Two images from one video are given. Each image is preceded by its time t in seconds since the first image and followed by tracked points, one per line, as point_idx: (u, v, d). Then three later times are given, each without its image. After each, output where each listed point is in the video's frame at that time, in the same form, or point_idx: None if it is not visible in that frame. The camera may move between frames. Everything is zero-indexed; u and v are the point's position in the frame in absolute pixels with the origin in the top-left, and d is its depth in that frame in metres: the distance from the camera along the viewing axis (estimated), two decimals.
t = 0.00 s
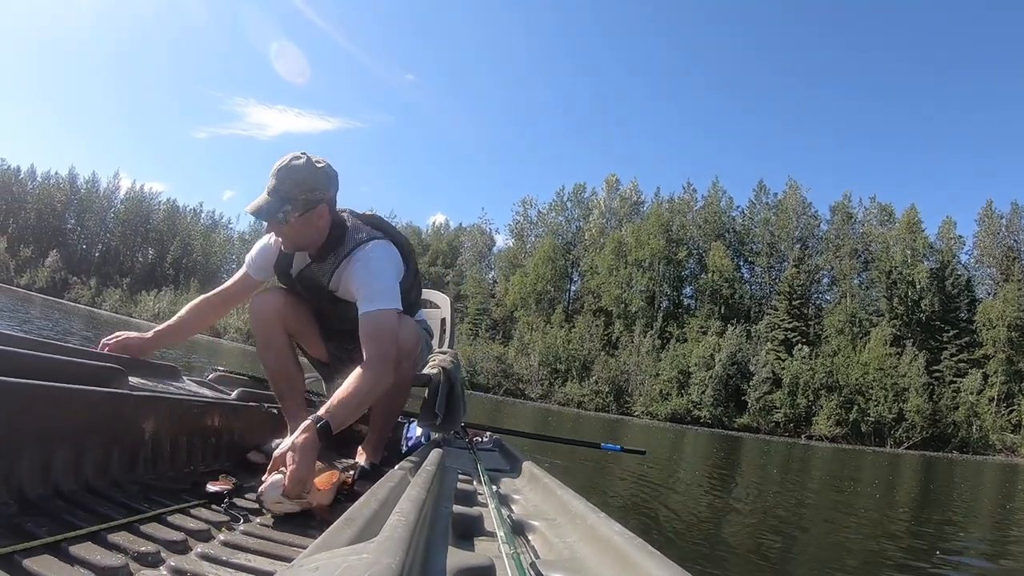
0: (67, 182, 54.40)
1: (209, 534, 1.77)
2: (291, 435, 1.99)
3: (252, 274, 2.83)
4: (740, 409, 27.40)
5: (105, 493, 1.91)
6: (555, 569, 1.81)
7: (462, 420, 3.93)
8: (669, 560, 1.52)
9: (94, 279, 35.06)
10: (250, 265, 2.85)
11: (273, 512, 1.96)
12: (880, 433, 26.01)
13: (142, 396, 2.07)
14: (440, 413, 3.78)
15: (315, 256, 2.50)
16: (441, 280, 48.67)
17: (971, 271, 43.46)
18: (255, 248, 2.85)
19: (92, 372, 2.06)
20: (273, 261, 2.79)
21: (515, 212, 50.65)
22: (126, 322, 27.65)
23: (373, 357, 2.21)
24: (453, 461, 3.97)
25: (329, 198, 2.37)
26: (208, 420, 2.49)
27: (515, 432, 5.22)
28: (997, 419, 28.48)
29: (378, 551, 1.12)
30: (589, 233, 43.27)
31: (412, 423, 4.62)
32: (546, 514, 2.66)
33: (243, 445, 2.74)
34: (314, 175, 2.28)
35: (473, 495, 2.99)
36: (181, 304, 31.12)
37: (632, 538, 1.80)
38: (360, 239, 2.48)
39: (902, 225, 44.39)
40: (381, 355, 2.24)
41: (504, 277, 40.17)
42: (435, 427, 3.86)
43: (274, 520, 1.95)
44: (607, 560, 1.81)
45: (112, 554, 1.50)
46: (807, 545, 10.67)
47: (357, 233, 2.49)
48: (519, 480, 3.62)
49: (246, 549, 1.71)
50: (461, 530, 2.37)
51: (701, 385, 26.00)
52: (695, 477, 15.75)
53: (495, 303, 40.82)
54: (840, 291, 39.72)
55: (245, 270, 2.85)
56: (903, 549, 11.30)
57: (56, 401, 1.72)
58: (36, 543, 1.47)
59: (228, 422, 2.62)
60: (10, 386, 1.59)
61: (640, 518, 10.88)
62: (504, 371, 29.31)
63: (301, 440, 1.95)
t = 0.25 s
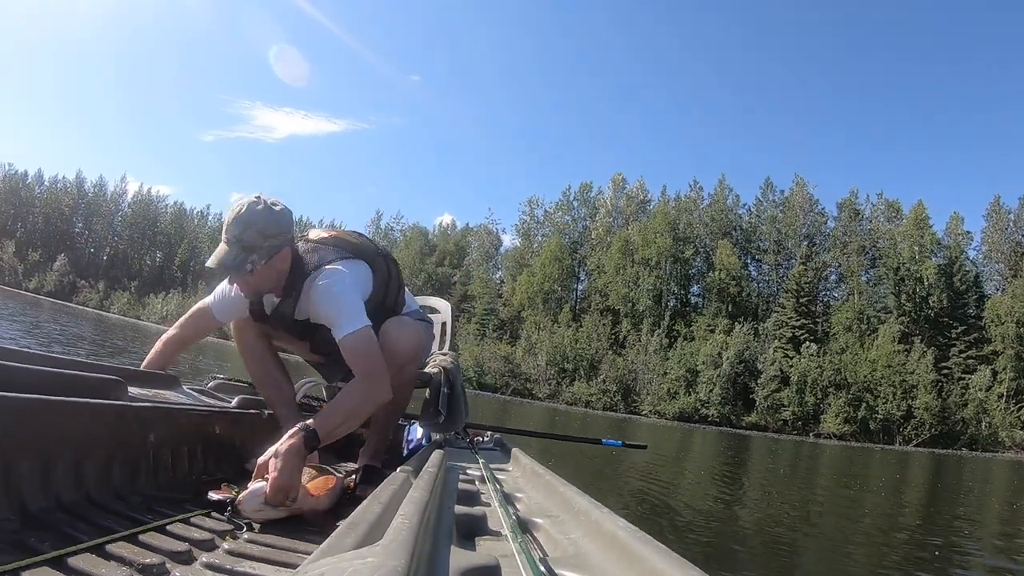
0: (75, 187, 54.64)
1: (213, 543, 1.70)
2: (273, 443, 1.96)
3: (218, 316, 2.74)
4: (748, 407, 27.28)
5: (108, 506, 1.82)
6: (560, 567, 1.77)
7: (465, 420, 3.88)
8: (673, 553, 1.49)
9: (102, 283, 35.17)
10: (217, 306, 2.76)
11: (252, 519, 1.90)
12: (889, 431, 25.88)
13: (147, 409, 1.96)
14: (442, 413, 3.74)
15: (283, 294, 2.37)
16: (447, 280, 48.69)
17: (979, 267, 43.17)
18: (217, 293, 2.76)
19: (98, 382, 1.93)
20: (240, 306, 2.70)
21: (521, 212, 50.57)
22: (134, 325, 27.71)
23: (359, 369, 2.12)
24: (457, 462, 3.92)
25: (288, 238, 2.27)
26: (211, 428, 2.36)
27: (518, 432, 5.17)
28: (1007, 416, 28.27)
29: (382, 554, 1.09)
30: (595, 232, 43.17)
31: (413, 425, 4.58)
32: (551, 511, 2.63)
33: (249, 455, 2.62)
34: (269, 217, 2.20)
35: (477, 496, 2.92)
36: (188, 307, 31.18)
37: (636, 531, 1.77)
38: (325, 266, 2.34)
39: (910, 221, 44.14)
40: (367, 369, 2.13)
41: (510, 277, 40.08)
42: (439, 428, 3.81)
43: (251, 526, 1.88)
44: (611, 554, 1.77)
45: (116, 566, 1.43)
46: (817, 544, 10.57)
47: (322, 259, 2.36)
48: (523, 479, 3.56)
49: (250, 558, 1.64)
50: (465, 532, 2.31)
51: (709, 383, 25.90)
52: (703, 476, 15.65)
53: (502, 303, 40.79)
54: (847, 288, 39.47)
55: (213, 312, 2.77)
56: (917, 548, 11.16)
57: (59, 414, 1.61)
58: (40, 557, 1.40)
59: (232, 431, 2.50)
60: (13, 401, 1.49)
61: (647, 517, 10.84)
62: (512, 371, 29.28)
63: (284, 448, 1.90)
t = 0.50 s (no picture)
0: (87, 185, 55.06)
1: (226, 550, 1.68)
2: (285, 452, 1.98)
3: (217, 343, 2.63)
4: (756, 412, 27.14)
5: (117, 516, 1.82)
6: (572, 559, 1.75)
7: (468, 416, 3.85)
8: (684, 541, 1.48)
9: (113, 281, 35.42)
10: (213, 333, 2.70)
11: (261, 521, 1.90)
12: (897, 437, 25.71)
13: (152, 418, 1.97)
14: (446, 410, 3.72)
15: (285, 320, 2.34)
16: (456, 281, 48.70)
17: (989, 274, 42.91)
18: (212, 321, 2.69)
19: (99, 395, 1.93)
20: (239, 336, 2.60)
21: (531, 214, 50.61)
22: (145, 322, 27.89)
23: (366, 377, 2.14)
24: (464, 459, 3.90)
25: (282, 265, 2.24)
26: (217, 434, 2.38)
27: (523, 427, 5.17)
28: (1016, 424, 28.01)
29: (394, 553, 1.09)
30: (604, 234, 43.11)
31: (419, 422, 4.55)
32: (560, 504, 2.59)
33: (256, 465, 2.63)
34: (263, 252, 2.17)
35: (485, 491, 2.90)
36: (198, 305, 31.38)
37: (646, 519, 1.76)
38: (318, 285, 2.32)
39: (920, 226, 43.86)
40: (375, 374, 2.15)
41: (519, 279, 40.10)
42: (444, 423, 3.80)
43: (261, 528, 1.89)
44: (622, 545, 1.75)
45: None
46: (825, 551, 10.49)
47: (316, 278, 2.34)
48: (529, 472, 3.54)
49: (262, 562, 1.64)
50: (477, 523, 2.29)
51: (717, 387, 25.81)
52: (710, 481, 15.59)
53: (510, 304, 40.79)
54: (857, 293, 39.26)
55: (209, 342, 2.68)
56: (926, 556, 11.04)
57: (59, 429, 1.61)
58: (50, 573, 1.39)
59: (238, 437, 2.51)
60: (15, 417, 1.49)
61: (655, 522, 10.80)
62: (520, 373, 29.31)
63: (297, 454, 1.95)
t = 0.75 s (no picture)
0: (101, 179, 55.45)
1: (225, 545, 1.68)
2: (280, 454, 1.98)
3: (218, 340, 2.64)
4: (763, 419, 27.00)
5: (120, 507, 1.83)
6: (570, 565, 1.74)
7: (472, 418, 3.83)
8: (685, 550, 1.47)
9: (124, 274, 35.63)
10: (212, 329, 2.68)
11: (259, 518, 1.89)
12: (904, 447, 25.49)
13: (157, 409, 1.97)
14: (450, 412, 3.70)
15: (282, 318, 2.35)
16: (465, 282, 48.73)
17: (1002, 285, 42.53)
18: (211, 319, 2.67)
19: (104, 386, 1.93)
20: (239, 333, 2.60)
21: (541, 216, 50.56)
22: (155, 317, 28.04)
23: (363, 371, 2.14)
24: (466, 461, 3.88)
25: (277, 262, 2.25)
26: (219, 429, 2.38)
27: (527, 431, 5.14)
28: None
29: (394, 554, 1.09)
30: (615, 238, 43.05)
31: (422, 423, 4.54)
32: (561, 509, 2.58)
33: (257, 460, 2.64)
34: (259, 249, 2.16)
35: (486, 494, 2.88)
36: (208, 300, 31.52)
37: (647, 528, 1.74)
38: (313, 280, 2.31)
39: (932, 235, 43.53)
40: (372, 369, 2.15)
41: (528, 281, 40.07)
42: (447, 426, 3.77)
43: (258, 523, 1.88)
44: (621, 552, 1.74)
45: (128, 569, 1.42)
46: (830, 560, 10.43)
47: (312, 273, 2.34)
48: (532, 477, 3.51)
49: (261, 559, 1.63)
50: (476, 527, 2.27)
51: (724, 393, 25.68)
52: (716, 488, 15.49)
53: (519, 305, 40.80)
54: (867, 301, 38.99)
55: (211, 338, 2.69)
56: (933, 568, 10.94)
57: (65, 418, 1.61)
58: (49, 562, 1.39)
59: (241, 434, 2.52)
60: (18, 405, 1.50)
61: (659, 528, 10.76)
62: (527, 375, 29.29)
63: (295, 450, 1.95)
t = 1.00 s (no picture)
0: (110, 178, 55.76)
1: (226, 539, 1.74)
2: (287, 449, 2.04)
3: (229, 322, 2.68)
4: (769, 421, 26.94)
5: (121, 500, 1.89)
6: (570, 567, 1.80)
7: (476, 419, 3.90)
8: (686, 556, 1.53)
9: (133, 272, 35.85)
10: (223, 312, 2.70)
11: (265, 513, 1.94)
12: (911, 450, 25.45)
13: (160, 403, 2.04)
14: (454, 411, 3.75)
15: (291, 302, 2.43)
16: (472, 282, 48.75)
17: (1010, 289, 42.31)
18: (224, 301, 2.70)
19: (108, 379, 2.00)
20: (249, 313, 2.66)
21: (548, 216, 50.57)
22: (163, 315, 28.22)
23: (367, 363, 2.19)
24: (469, 461, 3.94)
25: (292, 246, 2.33)
26: (223, 424, 2.45)
27: (531, 432, 5.20)
28: None
29: (394, 554, 1.13)
30: (622, 238, 43.00)
31: (426, 423, 4.60)
32: (561, 512, 2.64)
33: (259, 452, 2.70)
34: (276, 229, 2.23)
35: (487, 495, 2.94)
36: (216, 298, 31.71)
37: (647, 533, 1.81)
38: (326, 264, 2.40)
39: (941, 238, 43.34)
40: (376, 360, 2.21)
41: (535, 281, 40.10)
42: (451, 425, 3.84)
43: (266, 519, 1.94)
44: (622, 555, 1.81)
45: (130, 560, 1.48)
46: (833, 564, 10.44)
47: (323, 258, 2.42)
48: (535, 478, 3.57)
49: (261, 553, 1.69)
50: (477, 527, 2.34)
51: (730, 395, 25.64)
52: (723, 490, 15.48)
53: (525, 305, 40.81)
54: (875, 304, 38.84)
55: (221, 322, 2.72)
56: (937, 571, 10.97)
57: (69, 410, 1.68)
58: (52, 550, 1.45)
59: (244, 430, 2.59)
60: (26, 395, 1.55)
61: (664, 529, 10.79)
62: (534, 375, 29.33)
63: (300, 448, 1.99)
